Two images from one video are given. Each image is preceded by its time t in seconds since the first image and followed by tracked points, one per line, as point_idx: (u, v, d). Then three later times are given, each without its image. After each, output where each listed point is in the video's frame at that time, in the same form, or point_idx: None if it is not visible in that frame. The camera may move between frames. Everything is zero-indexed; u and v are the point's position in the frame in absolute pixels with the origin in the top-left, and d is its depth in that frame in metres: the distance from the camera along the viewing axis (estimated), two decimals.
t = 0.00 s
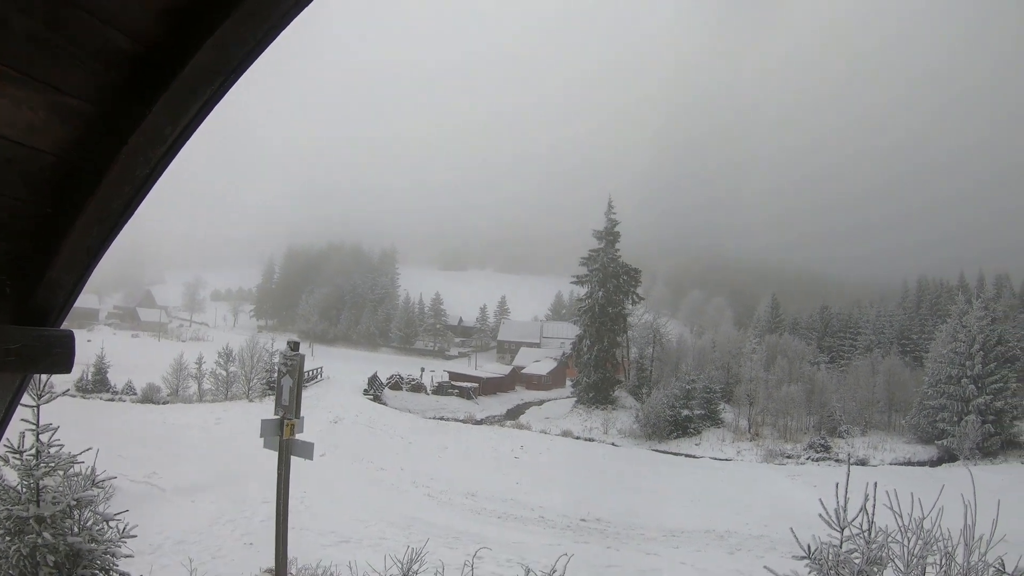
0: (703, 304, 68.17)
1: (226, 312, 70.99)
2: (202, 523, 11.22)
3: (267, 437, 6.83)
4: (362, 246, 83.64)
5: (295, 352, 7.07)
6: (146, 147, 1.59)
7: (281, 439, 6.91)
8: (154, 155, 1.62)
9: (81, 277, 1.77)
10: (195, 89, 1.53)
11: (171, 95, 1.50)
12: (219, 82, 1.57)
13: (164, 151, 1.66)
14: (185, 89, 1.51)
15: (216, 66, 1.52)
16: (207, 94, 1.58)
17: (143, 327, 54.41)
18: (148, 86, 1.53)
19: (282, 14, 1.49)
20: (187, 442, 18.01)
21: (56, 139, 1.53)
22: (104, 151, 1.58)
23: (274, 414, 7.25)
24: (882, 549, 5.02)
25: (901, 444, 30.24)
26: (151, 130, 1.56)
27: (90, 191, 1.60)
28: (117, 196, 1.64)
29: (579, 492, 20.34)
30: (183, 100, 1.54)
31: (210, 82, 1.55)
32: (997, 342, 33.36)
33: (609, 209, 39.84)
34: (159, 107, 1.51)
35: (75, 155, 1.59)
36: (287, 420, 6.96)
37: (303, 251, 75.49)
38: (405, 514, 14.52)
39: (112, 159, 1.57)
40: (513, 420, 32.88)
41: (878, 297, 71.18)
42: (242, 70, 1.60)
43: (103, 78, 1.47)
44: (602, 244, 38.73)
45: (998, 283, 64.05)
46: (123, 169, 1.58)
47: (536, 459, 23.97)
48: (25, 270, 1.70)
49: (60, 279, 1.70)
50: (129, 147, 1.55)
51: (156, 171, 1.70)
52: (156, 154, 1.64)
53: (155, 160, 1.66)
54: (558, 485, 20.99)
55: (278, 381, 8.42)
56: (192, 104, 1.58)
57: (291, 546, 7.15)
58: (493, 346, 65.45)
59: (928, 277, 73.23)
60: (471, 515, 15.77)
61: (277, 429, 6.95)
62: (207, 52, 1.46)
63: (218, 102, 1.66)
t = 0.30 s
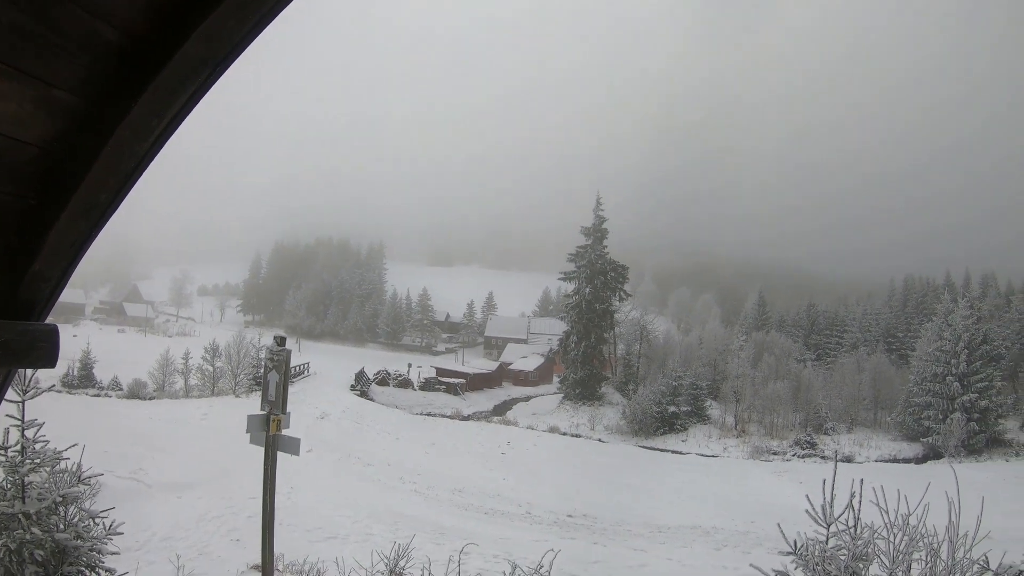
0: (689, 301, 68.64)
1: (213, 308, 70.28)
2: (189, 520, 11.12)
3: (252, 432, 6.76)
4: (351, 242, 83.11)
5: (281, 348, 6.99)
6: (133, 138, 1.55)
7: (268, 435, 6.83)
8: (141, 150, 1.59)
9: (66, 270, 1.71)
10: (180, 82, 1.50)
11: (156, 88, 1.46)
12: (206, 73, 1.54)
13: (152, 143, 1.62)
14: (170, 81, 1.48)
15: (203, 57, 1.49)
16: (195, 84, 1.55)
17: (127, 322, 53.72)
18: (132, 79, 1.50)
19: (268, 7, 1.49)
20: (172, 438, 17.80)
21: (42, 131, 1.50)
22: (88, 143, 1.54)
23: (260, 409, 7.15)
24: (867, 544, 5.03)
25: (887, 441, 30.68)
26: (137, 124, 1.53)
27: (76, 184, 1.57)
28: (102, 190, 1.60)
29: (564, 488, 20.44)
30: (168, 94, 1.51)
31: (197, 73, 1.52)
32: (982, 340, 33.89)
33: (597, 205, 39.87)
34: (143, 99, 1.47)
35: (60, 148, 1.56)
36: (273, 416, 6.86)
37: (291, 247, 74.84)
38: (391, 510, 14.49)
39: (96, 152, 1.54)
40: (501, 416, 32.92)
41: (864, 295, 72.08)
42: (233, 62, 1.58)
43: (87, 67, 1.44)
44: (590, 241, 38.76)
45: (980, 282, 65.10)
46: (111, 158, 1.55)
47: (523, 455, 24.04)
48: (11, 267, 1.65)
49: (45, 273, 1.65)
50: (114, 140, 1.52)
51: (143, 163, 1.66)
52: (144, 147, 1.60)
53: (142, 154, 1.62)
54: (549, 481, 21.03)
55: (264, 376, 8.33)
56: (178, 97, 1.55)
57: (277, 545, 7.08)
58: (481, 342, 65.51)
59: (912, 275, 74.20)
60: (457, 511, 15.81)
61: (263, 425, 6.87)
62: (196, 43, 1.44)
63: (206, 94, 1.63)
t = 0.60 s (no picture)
0: (682, 298, 68.88)
1: (206, 305, 69.81)
2: (182, 517, 11.06)
3: (245, 428, 6.73)
4: (344, 238, 82.78)
5: (274, 343, 6.94)
6: (127, 133, 1.53)
7: (261, 431, 6.80)
8: (133, 144, 1.58)
9: (60, 266, 1.68)
10: (173, 77, 1.48)
11: (150, 82, 1.45)
12: (201, 68, 1.52)
13: (145, 137, 1.60)
14: (161, 78, 1.46)
15: (198, 51, 1.48)
16: (189, 78, 1.53)
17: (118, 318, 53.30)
18: (126, 74, 1.48)
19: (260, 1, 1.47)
20: (165, 434, 17.69)
21: (35, 126, 1.48)
22: (81, 140, 1.52)
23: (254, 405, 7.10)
24: (860, 539, 5.03)
25: (880, 438, 30.95)
26: (132, 119, 1.51)
27: (68, 178, 1.54)
28: (95, 186, 1.58)
29: (556, 483, 20.50)
30: (160, 91, 1.50)
31: (191, 68, 1.50)
32: (973, 337, 34.18)
33: (590, 201, 39.83)
34: (136, 94, 1.45)
35: (53, 142, 1.53)
36: (266, 412, 6.82)
37: (284, 242, 74.45)
38: (385, 506, 14.47)
39: (91, 147, 1.52)
40: (494, 412, 32.95)
41: (856, 292, 72.56)
42: (226, 56, 1.56)
43: (80, 62, 1.42)
44: (583, 237, 38.74)
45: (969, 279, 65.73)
46: (104, 152, 1.53)
47: (516, 451, 24.08)
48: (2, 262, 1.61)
49: (37, 269, 1.61)
50: (108, 136, 1.50)
51: (136, 158, 1.64)
52: (137, 143, 1.59)
53: (135, 148, 1.60)
54: (543, 477, 21.07)
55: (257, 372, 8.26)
56: (172, 91, 1.52)
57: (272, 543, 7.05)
58: (473, 338, 65.51)
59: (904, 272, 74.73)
60: (449, 507, 15.84)
61: (255, 421, 6.83)
62: (189, 38, 1.43)
63: (199, 88, 1.61)
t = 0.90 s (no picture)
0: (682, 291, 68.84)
1: (206, 303, 69.76)
2: (184, 515, 11.08)
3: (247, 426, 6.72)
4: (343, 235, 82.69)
5: (275, 341, 6.93)
6: (125, 132, 1.52)
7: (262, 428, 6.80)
8: (132, 143, 1.56)
9: (61, 266, 1.67)
10: (171, 77, 1.46)
11: (147, 81, 1.43)
12: (199, 66, 1.50)
13: (143, 137, 1.59)
14: (159, 77, 1.44)
15: (196, 48, 1.46)
16: (187, 77, 1.51)
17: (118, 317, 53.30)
18: (124, 74, 1.46)
19: None
20: (166, 433, 17.71)
21: (33, 125, 1.47)
22: (80, 140, 1.51)
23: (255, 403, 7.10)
24: (861, 532, 5.03)
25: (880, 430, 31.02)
26: (131, 119, 1.49)
27: (68, 179, 1.53)
28: (93, 186, 1.57)
29: (558, 478, 20.54)
30: (159, 92, 1.48)
31: (189, 66, 1.48)
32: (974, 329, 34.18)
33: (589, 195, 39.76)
34: (134, 93, 1.44)
35: (53, 143, 1.52)
36: (267, 410, 6.82)
37: (283, 240, 74.35)
38: (387, 502, 14.49)
39: (89, 147, 1.50)
40: (495, 407, 33.00)
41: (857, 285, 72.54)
42: (224, 54, 1.54)
43: (77, 62, 1.41)
44: (583, 232, 38.69)
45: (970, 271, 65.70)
46: (101, 153, 1.51)
47: (517, 446, 24.12)
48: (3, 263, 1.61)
49: (37, 269, 1.61)
50: (107, 137, 1.48)
51: (135, 159, 1.63)
52: (136, 142, 1.57)
53: (134, 149, 1.59)
54: (544, 472, 21.13)
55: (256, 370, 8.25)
56: (171, 91, 1.51)
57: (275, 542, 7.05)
58: (474, 334, 65.54)
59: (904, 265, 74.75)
60: (451, 502, 15.88)
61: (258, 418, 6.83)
62: (186, 36, 1.41)
63: (198, 88, 1.59)
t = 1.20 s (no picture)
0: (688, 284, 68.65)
1: (213, 305, 70.07)
2: (195, 517, 11.16)
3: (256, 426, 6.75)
4: (347, 235, 82.80)
5: (283, 341, 6.96)
6: (127, 138, 1.52)
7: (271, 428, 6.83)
8: (135, 148, 1.56)
9: (66, 271, 1.68)
10: (172, 80, 1.46)
11: (149, 86, 1.43)
12: (200, 69, 1.50)
13: (145, 141, 1.59)
14: (160, 82, 1.44)
15: (196, 51, 1.46)
16: (189, 81, 1.52)
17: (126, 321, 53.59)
18: (125, 78, 1.47)
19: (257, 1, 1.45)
20: (177, 436, 17.84)
21: (37, 131, 1.48)
22: (84, 145, 1.52)
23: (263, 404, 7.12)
24: (871, 521, 5.02)
25: (888, 420, 30.91)
26: (133, 122, 1.49)
27: (73, 184, 1.53)
28: (96, 192, 1.57)
29: (566, 473, 20.56)
30: (160, 96, 1.48)
31: (190, 70, 1.48)
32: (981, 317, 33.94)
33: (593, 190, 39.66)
34: (135, 100, 1.44)
35: (56, 146, 1.53)
36: (276, 410, 6.85)
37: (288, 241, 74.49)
38: (396, 500, 14.55)
39: (91, 151, 1.50)
40: (502, 404, 33.05)
41: (863, 274, 72.12)
42: (223, 57, 1.54)
43: (78, 67, 1.42)
44: (587, 226, 38.61)
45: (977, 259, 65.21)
46: (104, 160, 1.52)
47: (525, 441, 24.16)
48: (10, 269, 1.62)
49: (45, 276, 1.62)
50: (108, 142, 1.49)
51: (137, 163, 1.63)
52: (139, 145, 1.57)
53: (136, 155, 1.59)
54: (551, 467, 21.18)
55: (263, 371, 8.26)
56: (173, 94, 1.51)
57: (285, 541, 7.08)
58: (480, 331, 65.58)
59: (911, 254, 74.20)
60: (461, 499, 15.93)
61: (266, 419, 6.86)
62: (187, 40, 1.41)
63: (199, 90, 1.59)
